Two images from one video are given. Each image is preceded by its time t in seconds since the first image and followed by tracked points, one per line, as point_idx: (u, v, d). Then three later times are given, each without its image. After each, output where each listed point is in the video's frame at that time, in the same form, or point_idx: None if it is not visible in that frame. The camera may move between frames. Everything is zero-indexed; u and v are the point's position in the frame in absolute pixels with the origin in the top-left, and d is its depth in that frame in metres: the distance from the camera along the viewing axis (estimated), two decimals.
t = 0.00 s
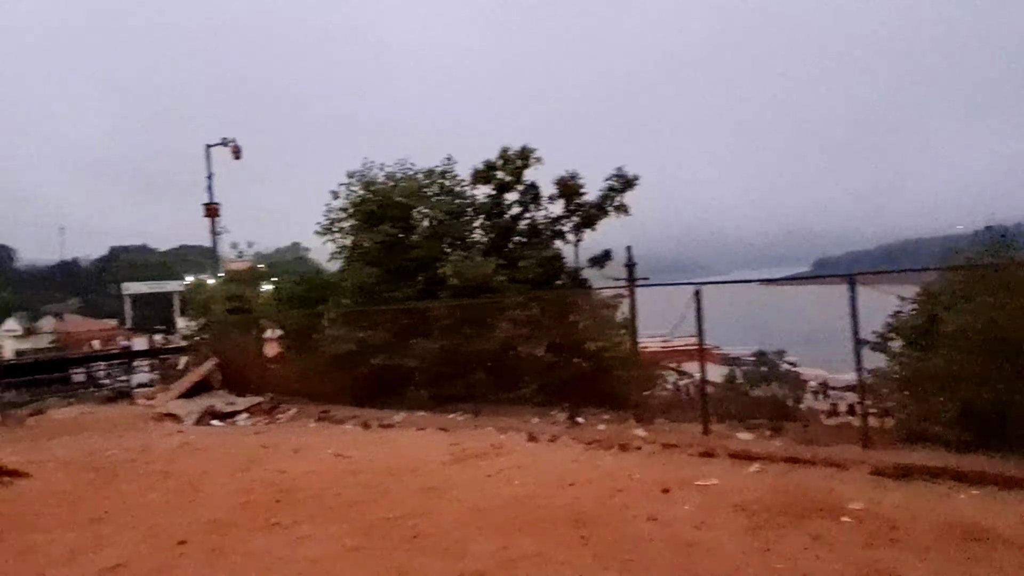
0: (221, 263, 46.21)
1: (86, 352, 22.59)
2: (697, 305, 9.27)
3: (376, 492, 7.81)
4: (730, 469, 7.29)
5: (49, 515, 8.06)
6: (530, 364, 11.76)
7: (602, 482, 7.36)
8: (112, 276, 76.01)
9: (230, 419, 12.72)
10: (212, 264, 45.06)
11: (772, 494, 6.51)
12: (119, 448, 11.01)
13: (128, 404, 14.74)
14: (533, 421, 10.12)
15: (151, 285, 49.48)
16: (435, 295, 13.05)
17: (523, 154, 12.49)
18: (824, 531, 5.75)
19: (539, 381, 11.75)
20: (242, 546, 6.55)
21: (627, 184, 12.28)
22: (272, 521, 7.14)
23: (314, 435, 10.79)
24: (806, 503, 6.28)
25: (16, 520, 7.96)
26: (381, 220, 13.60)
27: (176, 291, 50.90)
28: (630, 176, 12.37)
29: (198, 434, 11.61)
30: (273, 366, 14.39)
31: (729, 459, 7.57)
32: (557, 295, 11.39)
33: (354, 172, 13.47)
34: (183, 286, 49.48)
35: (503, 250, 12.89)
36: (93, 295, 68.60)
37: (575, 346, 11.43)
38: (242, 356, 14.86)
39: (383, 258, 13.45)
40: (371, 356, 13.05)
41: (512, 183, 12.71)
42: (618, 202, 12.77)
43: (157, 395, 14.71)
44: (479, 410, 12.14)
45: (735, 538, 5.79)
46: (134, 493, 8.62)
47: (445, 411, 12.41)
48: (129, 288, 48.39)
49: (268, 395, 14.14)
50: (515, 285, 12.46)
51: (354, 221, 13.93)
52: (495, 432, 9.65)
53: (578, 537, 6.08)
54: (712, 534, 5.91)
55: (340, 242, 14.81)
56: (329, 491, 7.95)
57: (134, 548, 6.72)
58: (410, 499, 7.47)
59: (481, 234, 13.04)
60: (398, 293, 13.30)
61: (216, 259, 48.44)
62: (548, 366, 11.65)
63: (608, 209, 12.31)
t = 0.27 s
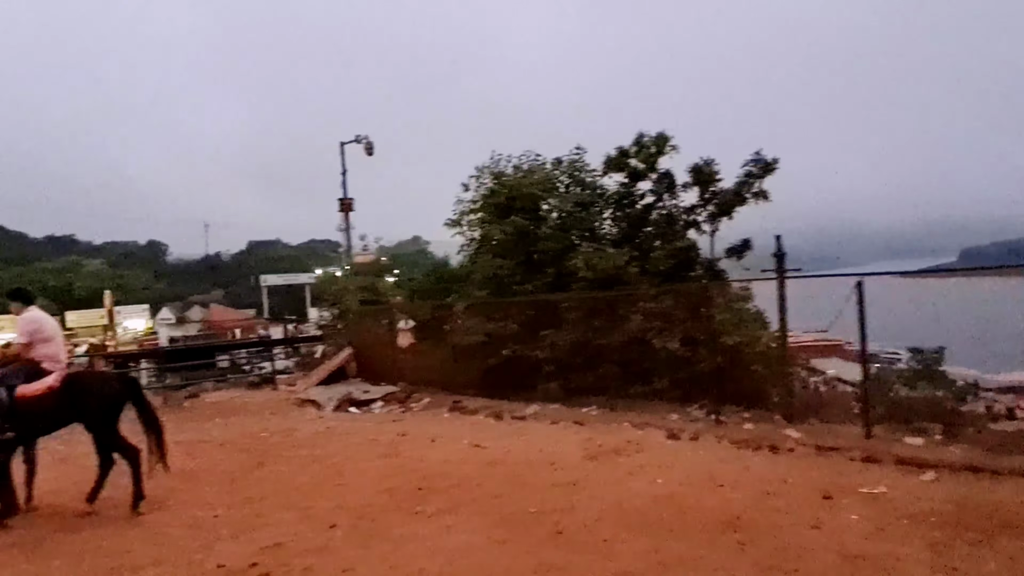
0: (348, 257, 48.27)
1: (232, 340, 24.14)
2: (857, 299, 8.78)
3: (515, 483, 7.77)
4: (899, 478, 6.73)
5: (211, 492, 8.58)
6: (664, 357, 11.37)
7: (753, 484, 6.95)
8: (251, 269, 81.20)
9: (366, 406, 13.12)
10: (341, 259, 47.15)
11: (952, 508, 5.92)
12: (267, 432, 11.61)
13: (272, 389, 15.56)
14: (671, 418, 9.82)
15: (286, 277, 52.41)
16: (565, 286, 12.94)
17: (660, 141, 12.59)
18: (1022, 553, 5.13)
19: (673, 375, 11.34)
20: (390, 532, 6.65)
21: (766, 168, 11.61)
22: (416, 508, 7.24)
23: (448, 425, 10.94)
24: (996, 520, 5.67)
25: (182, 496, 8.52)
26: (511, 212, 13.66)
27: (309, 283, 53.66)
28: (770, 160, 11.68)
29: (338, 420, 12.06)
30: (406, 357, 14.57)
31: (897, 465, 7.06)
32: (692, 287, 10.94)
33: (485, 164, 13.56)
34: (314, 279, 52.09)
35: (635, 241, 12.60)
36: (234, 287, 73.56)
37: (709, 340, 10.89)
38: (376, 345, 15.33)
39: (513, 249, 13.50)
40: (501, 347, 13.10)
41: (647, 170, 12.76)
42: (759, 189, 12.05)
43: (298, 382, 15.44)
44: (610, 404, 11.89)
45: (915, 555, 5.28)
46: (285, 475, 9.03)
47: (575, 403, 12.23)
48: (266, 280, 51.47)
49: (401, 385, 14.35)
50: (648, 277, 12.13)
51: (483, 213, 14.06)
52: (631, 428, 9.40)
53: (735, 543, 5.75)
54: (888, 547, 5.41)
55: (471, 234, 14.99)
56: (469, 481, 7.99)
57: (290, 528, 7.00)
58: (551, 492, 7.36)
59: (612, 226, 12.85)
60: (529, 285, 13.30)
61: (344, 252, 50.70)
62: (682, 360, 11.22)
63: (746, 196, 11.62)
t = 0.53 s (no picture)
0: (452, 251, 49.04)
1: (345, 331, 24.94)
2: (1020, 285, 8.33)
3: (638, 481, 7.50)
4: None
5: (335, 479, 8.76)
6: (787, 352, 10.70)
7: (905, 492, 6.39)
8: (358, 264, 84.08)
9: (478, 397, 13.16)
10: (445, 253, 47.99)
11: None
12: (384, 421, 11.81)
13: (385, 379, 15.90)
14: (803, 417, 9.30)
15: (392, 271, 53.88)
16: (681, 278, 12.49)
17: (786, 124, 12.06)
18: None
19: (797, 372, 10.68)
20: (512, 526, 6.53)
21: (906, 149, 10.73)
22: (537, 502, 7.09)
23: (562, 418, 10.78)
24: None
25: (308, 481, 8.75)
26: (623, 201, 13.29)
27: (414, 277, 54.95)
28: (911, 141, 10.77)
29: (452, 411, 12.13)
30: (517, 348, 14.51)
31: None
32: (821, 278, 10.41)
33: (597, 153, 13.27)
34: (419, 273, 53.28)
35: (756, 229, 12.03)
36: (343, 281, 76.36)
37: (841, 335, 10.14)
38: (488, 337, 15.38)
39: (625, 240, 13.11)
40: (614, 340, 12.80)
41: (771, 154, 12.23)
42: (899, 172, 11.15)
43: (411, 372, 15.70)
44: (729, 399, 11.35)
45: None
46: (404, 464, 9.12)
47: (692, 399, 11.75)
48: (374, 274, 53.08)
49: (511, 377, 14.30)
50: (771, 267, 11.49)
51: (594, 203, 13.75)
52: (758, 427, 8.93)
53: (892, 555, 5.25)
54: None
55: (581, 225, 14.75)
56: (589, 476, 7.77)
57: (413, 517, 7.00)
58: (678, 492, 7.04)
59: (731, 214, 12.26)
60: (642, 276, 12.90)
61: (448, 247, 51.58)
62: (809, 356, 10.50)
63: (882, 179, 10.77)
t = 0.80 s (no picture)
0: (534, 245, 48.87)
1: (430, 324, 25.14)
2: None
3: (748, 484, 7.10)
4: None
5: (430, 473, 8.69)
6: (902, 349, 9.95)
7: None
8: (440, 258, 85.19)
9: (568, 393, 12.92)
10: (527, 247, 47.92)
11: None
12: (475, 416, 11.73)
13: (473, 372, 15.87)
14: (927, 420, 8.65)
15: (474, 264, 54.17)
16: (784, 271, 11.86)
17: (900, 105, 11.21)
18: None
19: (914, 370, 9.97)
20: (617, 528, 6.26)
21: None
22: (640, 504, 6.79)
23: (659, 416, 10.42)
24: None
25: (403, 475, 8.72)
26: (720, 191, 12.74)
27: (495, 270, 55.15)
28: None
29: (542, 406, 11.93)
30: (608, 343, 14.15)
31: None
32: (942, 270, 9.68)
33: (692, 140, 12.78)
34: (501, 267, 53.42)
35: (869, 216, 11.22)
36: (425, 274, 77.52)
37: (966, 331, 9.46)
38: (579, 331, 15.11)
39: (722, 231, 12.52)
40: (710, 335, 12.28)
41: (884, 137, 11.41)
42: None
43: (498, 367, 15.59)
44: (834, 396, 10.70)
45: None
46: (499, 459, 8.98)
47: (795, 397, 11.08)
48: (456, 267, 53.53)
49: (602, 372, 13.98)
50: (885, 259, 10.79)
51: (688, 193, 13.19)
52: (876, 429, 8.34)
53: None
54: None
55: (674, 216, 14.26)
56: (693, 478, 7.41)
57: (512, 515, 6.83)
58: (793, 497, 6.61)
59: (840, 202, 11.58)
60: (740, 269, 12.31)
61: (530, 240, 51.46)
62: (927, 354, 9.82)
63: (1016, 163, 9.88)
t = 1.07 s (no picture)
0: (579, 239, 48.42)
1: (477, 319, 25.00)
2: None
3: (824, 486, 6.72)
4: None
5: (487, 470, 8.50)
6: (982, 345, 9.34)
7: None
8: (482, 253, 85.22)
9: (623, 389, 12.61)
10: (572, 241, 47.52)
11: None
12: (528, 411, 11.50)
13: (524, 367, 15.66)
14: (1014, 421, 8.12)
15: (518, 258, 53.96)
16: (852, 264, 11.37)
17: (978, 88, 10.53)
18: None
19: (996, 368, 9.27)
20: (688, 530, 5.96)
21: None
22: (711, 506, 6.47)
23: (720, 413, 10.06)
24: None
25: (459, 472, 8.54)
26: (783, 180, 12.28)
27: (539, 265, 54.86)
28: None
29: (597, 402, 11.65)
30: (663, 338, 13.76)
31: None
32: None
33: (753, 127, 12.36)
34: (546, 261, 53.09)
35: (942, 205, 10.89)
36: (468, 269, 77.62)
37: None
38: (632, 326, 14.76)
39: (785, 222, 12.10)
40: (770, 330, 11.82)
41: (960, 122, 10.78)
42: None
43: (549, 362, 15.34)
44: (904, 395, 10.17)
45: None
46: (557, 457, 8.74)
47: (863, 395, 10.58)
48: (499, 262, 53.38)
49: (657, 367, 13.61)
50: (962, 250, 10.19)
51: (749, 182, 12.74)
52: (959, 431, 7.86)
53: None
54: None
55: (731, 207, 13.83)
56: (764, 479, 7.06)
57: (576, 515, 6.58)
58: (876, 501, 6.22)
59: (911, 189, 11.25)
60: (804, 261, 11.87)
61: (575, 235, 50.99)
62: (1011, 351, 9.09)
63: None
